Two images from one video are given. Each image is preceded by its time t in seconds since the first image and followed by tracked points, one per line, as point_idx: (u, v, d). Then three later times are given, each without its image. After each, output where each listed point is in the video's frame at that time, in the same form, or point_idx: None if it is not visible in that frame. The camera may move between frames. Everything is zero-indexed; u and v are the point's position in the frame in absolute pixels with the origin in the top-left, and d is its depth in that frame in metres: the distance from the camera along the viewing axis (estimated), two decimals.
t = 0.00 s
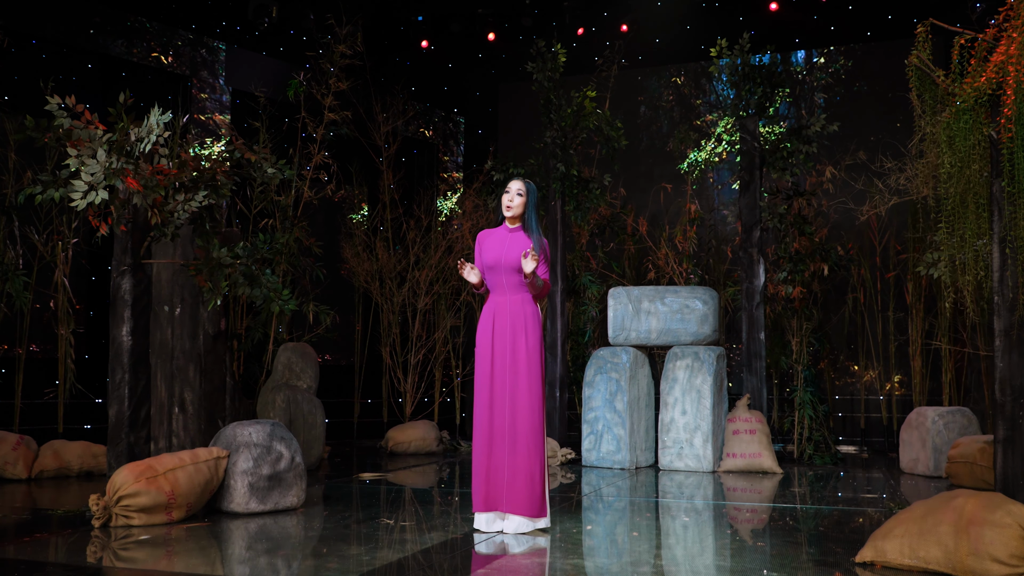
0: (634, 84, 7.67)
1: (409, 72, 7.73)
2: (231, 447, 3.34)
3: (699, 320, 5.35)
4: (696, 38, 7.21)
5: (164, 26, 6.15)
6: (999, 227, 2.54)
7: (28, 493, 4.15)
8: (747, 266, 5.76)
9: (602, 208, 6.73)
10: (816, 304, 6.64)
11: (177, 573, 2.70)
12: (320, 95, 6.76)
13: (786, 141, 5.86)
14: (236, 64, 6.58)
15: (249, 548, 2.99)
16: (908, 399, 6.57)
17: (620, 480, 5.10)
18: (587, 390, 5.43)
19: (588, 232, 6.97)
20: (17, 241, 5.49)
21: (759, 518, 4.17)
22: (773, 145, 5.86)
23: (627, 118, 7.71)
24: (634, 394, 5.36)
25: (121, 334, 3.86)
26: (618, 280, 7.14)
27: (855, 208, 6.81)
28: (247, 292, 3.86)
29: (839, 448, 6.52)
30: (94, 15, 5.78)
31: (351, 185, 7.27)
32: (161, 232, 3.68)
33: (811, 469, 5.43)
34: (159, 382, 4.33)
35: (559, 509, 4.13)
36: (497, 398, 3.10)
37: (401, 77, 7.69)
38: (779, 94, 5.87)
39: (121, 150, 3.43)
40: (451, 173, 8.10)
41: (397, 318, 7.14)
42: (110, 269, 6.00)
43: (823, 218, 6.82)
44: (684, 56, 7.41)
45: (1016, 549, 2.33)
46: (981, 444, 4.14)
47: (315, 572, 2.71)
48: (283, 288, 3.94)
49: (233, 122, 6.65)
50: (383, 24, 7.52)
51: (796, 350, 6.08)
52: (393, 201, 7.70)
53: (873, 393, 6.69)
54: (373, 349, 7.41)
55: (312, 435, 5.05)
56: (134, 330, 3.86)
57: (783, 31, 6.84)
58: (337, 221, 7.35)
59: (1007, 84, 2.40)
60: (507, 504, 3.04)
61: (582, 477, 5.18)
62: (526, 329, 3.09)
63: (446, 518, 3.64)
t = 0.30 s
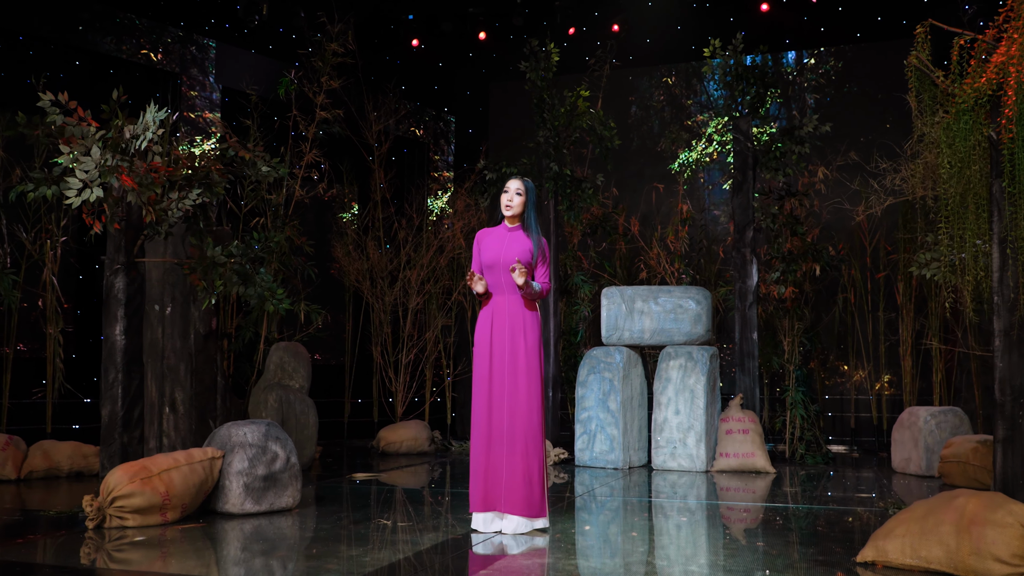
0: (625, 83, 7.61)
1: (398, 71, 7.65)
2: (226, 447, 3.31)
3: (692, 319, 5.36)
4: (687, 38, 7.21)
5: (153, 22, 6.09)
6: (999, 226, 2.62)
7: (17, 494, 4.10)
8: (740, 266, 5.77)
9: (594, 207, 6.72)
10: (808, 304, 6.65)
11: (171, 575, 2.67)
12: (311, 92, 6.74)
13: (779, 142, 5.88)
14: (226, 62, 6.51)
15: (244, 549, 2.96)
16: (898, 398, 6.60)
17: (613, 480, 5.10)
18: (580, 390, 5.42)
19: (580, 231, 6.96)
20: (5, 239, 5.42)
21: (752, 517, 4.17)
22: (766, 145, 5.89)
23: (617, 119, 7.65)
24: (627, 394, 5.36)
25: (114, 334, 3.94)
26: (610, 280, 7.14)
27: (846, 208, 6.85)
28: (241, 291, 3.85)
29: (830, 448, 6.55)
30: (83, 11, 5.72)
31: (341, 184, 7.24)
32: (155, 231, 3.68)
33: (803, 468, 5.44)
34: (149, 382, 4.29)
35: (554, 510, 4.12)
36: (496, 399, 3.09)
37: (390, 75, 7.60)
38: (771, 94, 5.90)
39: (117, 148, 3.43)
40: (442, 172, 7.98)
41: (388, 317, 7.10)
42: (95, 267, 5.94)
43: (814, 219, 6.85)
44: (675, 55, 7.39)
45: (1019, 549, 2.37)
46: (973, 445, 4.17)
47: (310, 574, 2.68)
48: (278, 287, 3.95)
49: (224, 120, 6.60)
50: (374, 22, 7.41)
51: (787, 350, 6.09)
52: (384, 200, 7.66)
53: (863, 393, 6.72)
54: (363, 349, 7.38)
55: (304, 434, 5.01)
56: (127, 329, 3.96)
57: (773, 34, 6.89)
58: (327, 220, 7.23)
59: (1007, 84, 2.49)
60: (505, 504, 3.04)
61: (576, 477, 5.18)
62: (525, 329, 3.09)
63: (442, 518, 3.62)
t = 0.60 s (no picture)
0: (619, 82, 7.67)
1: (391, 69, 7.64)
2: (224, 447, 3.30)
3: (688, 318, 5.36)
4: (682, 38, 7.11)
5: (146, 19, 6.05)
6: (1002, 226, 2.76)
7: (9, 494, 4.06)
8: (736, 266, 5.78)
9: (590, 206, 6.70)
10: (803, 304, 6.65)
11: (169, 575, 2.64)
12: (305, 90, 6.70)
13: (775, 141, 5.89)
14: (219, 59, 6.48)
15: (241, 549, 2.94)
16: (891, 398, 6.63)
17: (609, 479, 5.10)
18: (576, 389, 5.41)
19: (575, 230, 6.95)
20: None
21: (748, 516, 4.17)
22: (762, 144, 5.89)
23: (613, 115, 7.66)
24: (622, 393, 5.36)
25: (111, 332, 3.93)
26: (604, 280, 7.12)
27: (841, 208, 6.86)
28: (238, 289, 3.85)
29: (824, 447, 6.56)
30: (75, 7, 5.67)
31: (334, 182, 7.20)
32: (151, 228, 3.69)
33: (798, 467, 5.46)
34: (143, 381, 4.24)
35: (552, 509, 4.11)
36: (498, 398, 3.12)
37: (385, 74, 7.62)
38: (766, 94, 5.91)
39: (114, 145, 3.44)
40: (435, 171, 7.90)
41: (382, 316, 7.08)
42: (87, 264, 5.89)
43: (808, 218, 6.86)
44: (669, 55, 7.36)
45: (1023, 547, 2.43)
46: (969, 443, 4.18)
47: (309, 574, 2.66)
48: (275, 285, 3.96)
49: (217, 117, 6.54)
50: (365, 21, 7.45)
51: (782, 349, 6.10)
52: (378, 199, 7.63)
53: (857, 392, 6.74)
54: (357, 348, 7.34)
55: (300, 434, 4.99)
56: (124, 327, 3.94)
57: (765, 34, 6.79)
58: (320, 218, 7.25)
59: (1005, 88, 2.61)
60: (506, 504, 3.06)
61: (572, 476, 5.17)
62: (526, 328, 3.11)
63: (440, 518, 3.60)
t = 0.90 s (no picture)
0: (613, 82, 7.56)
1: (384, 67, 7.57)
2: (222, 446, 3.27)
3: (684, 317, 5.36)
4: (675, 37, 7.18)
5: (139, 15, 6.01)
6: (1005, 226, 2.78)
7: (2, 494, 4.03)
8: (732, 265, 5.79)
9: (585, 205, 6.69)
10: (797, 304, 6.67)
11: None
12: (301, 88, 6.66)
13: (771, 141, 5.91)
14: (212, 56, 6.43)
15: (240, 549, 2.92)
16: (884, 397, 6.66)
17: (605, 478, 5.10)
18: (572, 388, 5.40)
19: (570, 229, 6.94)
20: None
21: (742, 516, 4.18)
22: (759, 143, 5.91)
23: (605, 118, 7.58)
24: (618, 392, 5.36)
25: (108, 330, 4.01)
26: (599, 279, 7.12)
27: (835, 208, 6.89)
28: (236, 287, 3.85)
29: (818, 447, 6.58)
30: (67, 3, 5.65)
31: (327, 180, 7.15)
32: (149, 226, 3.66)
33: (793, 466, 5.48)
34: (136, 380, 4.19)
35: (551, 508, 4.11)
36: (500, 397, 3.11)
37: (380, 71, 7.54)
38: (762, 93, 5.92)
39: (113, 142, 3.46)
40: (429, 170, 7.89)
41: (376, 315, 7.05)
42: (78, 263, 5.82)
43: (804, 218, 6.87)
44: (663, 54, 7.33)
45: None
46: (965, 442, 4.20)
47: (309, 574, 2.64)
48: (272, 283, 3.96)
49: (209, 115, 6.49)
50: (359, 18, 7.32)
51: (776, 348, 6.12)
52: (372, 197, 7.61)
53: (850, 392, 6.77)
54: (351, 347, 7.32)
55: (296, 433, 4.97)
56: (121, 326, 4.03)
57: (759, 33, 6.84)
58: (313, 216, 7.16)
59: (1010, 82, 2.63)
60: (510, 504, 3.07)
61: (568, 475, 5.17)
62: (529, 328, 3.11)
63: (439, 518, 3.59)
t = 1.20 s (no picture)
0: (607, 81, 7.49)
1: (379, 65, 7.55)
2: (222, 446, 3.25)
3: (682, 316, 5.37)
4: (669, 37, 7.24)
5: (132, 12, 5.96)
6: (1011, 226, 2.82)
7: None
8: (729, 264, 5.80)
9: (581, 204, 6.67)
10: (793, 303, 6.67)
11: None
12: (296, 86, 6.62)
13: (768, 140, 5.92)
14: (206, 53, 6.39)
15: (241, 549, 2.90)
16: (878, 396, 6.68)
17: (602, 477, 5.10)
18: (569, 387, 5.40)
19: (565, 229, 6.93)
20: None
21: (738, 514, 4.19)
22: (755, 143, 5.92)
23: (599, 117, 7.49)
24: (616, 392, 5.35)
25: (107, 329, 3.94)
26: (595, 279, 7.11)
27: (830, 208, 6.90)
28: (234, 286, 3.89)
29: (813, 446, 6.60)
30: None
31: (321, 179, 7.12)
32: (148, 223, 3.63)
33: (789, 465, 5.49)
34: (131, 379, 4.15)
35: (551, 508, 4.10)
36: (504, 397, 3.11)
37: (375, 70, 7.52)
38: (759, 93, 5.93)
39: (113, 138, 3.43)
40: (423, 168, 7.76)
41: (371, 314, 7.01)
42: (70, 261, 5.77)
43: (799, 217, 6.88)
44: (657, 53, 7.31)
45: None
46: (962, 442, 4.21)
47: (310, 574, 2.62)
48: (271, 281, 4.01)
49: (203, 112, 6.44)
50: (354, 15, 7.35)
51: (772, 348, 6.11)
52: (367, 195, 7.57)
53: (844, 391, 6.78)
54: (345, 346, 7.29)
55: (293, 432, 4.96)
56: (120, 324, 3.97)
57: (756, 34, 6.91)
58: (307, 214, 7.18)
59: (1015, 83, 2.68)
60: (514, 504, 3.07)
61: (565, 475, 5.17)
62: (533, 327, 3.10)
63: (438, 517, 3.57)
